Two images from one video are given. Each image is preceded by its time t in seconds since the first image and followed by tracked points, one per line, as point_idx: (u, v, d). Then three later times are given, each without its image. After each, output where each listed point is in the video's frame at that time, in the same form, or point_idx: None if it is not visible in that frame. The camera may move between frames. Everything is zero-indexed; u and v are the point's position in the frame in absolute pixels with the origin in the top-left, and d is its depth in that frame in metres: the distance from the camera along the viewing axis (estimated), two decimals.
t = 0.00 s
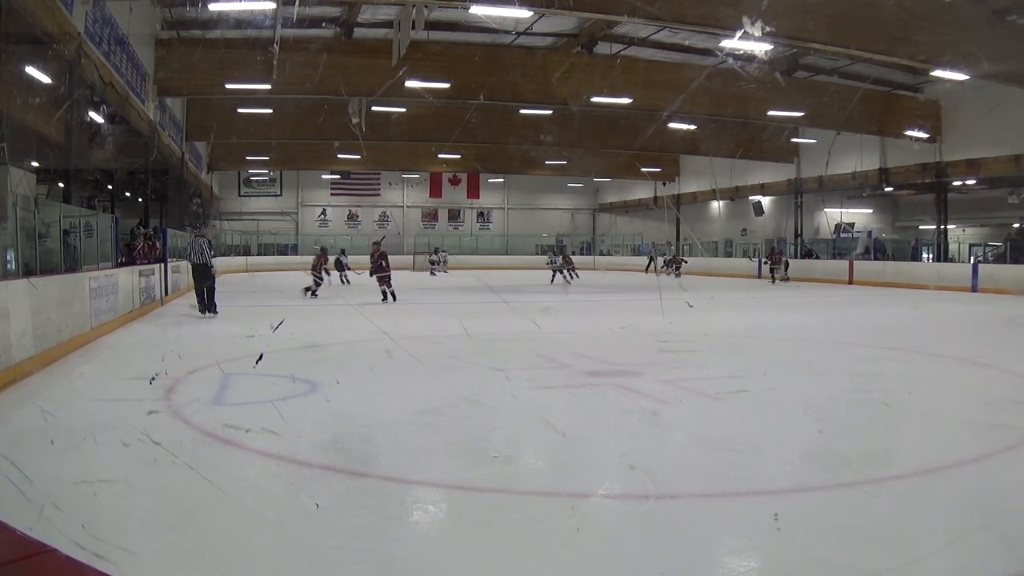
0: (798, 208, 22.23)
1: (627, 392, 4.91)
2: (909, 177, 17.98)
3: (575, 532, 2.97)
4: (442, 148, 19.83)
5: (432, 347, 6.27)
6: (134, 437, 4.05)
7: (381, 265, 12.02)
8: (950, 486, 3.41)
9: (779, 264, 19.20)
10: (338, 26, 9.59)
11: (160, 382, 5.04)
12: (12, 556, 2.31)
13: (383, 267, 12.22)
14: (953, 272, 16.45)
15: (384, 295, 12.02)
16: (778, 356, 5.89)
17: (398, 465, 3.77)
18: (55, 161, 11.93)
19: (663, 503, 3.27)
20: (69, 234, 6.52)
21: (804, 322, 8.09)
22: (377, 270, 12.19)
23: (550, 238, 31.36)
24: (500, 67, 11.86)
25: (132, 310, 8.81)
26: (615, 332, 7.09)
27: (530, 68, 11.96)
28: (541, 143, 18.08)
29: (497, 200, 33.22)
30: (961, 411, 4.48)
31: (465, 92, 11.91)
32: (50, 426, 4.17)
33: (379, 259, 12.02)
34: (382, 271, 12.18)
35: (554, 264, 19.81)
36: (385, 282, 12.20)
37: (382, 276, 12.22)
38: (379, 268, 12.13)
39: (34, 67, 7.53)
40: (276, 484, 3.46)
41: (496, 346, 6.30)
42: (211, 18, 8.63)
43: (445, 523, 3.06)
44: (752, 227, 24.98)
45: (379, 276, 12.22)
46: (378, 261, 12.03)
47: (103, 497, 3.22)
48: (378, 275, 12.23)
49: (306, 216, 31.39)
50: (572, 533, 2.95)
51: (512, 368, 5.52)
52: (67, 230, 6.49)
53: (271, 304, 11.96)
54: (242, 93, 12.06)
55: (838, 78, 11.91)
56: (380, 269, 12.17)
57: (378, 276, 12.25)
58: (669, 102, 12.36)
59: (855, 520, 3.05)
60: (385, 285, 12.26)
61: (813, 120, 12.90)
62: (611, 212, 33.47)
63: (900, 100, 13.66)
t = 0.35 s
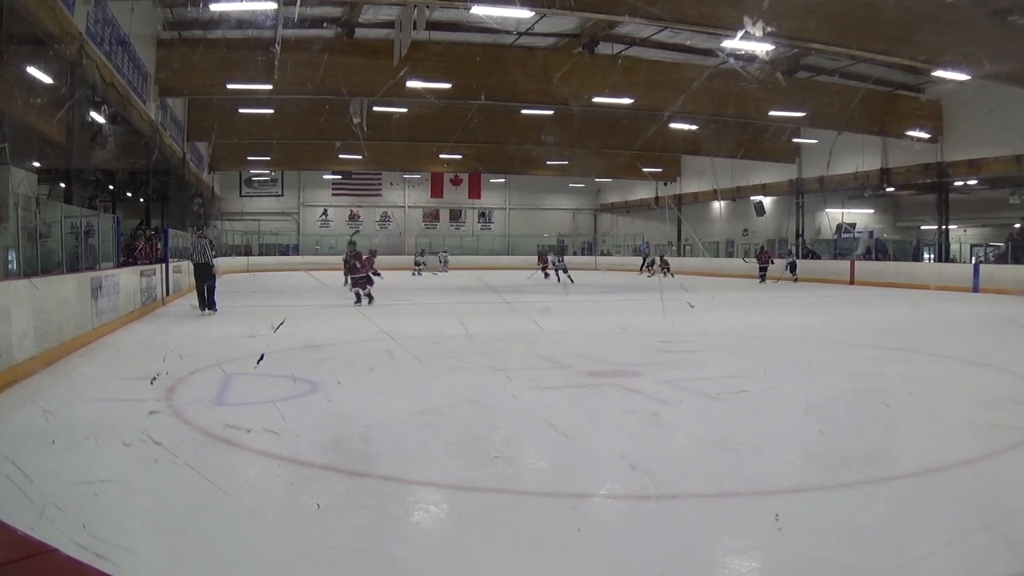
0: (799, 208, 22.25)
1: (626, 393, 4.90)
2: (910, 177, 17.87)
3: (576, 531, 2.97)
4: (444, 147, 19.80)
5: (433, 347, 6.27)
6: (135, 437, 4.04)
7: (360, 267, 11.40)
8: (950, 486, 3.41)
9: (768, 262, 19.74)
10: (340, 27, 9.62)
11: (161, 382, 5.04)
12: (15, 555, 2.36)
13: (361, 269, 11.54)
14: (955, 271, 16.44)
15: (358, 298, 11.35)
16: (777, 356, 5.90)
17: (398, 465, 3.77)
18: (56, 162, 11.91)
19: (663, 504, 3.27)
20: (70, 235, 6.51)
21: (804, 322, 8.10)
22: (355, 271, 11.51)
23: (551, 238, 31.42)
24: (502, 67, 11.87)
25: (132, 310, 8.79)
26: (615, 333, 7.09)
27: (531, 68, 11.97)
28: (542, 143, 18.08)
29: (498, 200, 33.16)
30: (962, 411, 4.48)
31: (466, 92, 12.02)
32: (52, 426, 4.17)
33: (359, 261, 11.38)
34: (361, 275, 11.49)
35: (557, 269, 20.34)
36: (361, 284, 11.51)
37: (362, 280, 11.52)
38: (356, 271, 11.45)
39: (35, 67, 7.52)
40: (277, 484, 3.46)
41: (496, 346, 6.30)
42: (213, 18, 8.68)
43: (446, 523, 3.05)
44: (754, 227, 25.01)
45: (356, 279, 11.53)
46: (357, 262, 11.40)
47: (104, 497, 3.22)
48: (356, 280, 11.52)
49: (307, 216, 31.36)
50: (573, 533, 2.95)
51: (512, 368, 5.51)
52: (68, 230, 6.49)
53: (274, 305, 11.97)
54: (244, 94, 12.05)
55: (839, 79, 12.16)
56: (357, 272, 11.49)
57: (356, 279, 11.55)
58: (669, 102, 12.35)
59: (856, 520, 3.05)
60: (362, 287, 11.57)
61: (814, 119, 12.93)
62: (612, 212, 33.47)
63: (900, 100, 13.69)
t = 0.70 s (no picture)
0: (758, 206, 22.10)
1: (587, 391, 4.89)
2: (870, 175, 17.83)
3: (539, 529, 2.97)
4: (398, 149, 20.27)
5: (395, 346, 6.24)
6: (96, 438, 4.01)
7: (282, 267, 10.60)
8: (909, 481, 3.44)
9: (714, 260, 20.33)
10: (300, 26, 9.73)
11: (123, 383, 5.01)
12: None
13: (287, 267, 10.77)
14: (915, 269, 16.45)
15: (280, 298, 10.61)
16: (739, 354, 5.92)
17: (360, 465, 3.75)
18: (16, 160, 11.87)
19: (625, 502, 3.27)
20: (29, 234, 6.45)
21: (768, 320, 8.13)
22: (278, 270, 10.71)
23: (510, 237, 31.37)
24: (461, 66, 11.81)
25: (93, 310, 8.77)
26: (576, 331, 7.09)
27: (492, 69, 12.00)
28: (506, 142, 18.01)
29: (457, 199, 33.04)
30: (921, 406, 4.52)
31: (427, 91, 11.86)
32: (10, 428, 4.11)
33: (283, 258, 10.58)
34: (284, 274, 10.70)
35: (505, 271, 20.96)
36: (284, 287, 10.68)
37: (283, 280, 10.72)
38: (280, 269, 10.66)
39: None
40: (240, 485, 3.44)
41: (456, 345, 6.29)
42: (174, 16, 8.92)
43: (408, 522, 3.04)
44: (713, 225, 24.81)
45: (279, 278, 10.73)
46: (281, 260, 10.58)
47: (64, 501, 3.18)
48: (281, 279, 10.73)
49: (264, 216, 31.07)
50: (536, 530, 2.95)
51: (476, 368, 5.49)
52: (27, 230, 6.43)
53: (222, 304, 11.85)
54: (206, 91, 11.92)
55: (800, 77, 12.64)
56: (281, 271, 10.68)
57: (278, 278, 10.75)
58: (632, 100, 12.65)
59: (817, 516, 3.06)
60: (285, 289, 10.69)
61: (776, 117, 13.41)
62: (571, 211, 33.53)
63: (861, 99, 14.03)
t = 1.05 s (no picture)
0: (747, 206, 22.29)
1: (575, 392, 4.88)
2: (858, 175, 17.95)
3: (529, 529, 2.98)
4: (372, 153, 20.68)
5: (384, 346, 6.23)
6: (86, 439, 3.99)
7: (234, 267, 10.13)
8: (898, 480, 3.45)
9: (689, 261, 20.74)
10: (288, 26, 9.85)
11: (112, 384, 5.00)
12: None
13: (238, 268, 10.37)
14: (904, 268, 16.53)
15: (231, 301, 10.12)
16: (729, 353, 5.92)
17: (350, 465, 3.75)
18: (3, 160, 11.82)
19: (615, 501, 3.28)
20: (17, 235, 6.44)
21: (757, 319, 8.13)
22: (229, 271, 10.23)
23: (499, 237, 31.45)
24: (450, 66, 11.76)
25: (82, 310, 8.81)
26: (566, 331, 7.08)
27: (481, 69, 11.96)
28: (494, 142, 17.94)
29: (446, 199, 32.96)
30: (911, 405, 4.53)
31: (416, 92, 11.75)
32: None
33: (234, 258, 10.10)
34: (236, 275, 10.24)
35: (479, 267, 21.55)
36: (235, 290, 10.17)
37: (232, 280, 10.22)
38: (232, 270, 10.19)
39: None
40: (230, 486, 3.44)
41: (445, 345, 6.29)
42: (162, 17, 9.03)
43: (397, 523, 3.04)
44: (701, 225, 24.97)
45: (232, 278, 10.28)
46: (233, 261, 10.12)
47: (54, 502, 3.17)
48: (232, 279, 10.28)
49: (253, 216, 30.99)
50: (526, 530, 2.96)
51: (466, 368, 5.47)
52: (16, 230, 6.42)
53: (205, 305, 11.80)
54: (194, 91, 11.89)
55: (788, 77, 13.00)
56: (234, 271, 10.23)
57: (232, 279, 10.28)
58: (621, 100, 12.68)
59: (807, 515, 3.07)
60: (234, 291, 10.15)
61: (765, 118, 13.63)
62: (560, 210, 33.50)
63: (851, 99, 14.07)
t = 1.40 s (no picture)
0: (748, 206, 22.36)
1: (576, 391, 4.89)
2: (859, 175, 17.90)
3: (531, 529, 2.97)
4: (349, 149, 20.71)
5: (385, 346, 6.24)
6: (87, 439, 3.99)
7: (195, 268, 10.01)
8: (900, 481, 3.44)
9: (668, 260, 21.14)
10: (290, 25, 9.85)
11: (114, 384, 5.00)
12: None
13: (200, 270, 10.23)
14: (905, 269, 16.53)
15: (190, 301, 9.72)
16: (730, 353, 5.93)
17: (351, 465, 3.75)
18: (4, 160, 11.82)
19: (617, 501, 3.28)
20: (19, 235, 6.44)
21: (759, 319, 8.13)
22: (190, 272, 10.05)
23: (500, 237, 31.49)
24: (450, 66, 11.78)
25: (83, 310, 8.81)
26: (567, 330, 7.10)
27: (482, 69, 11.96)
28: (495, 142, 17.94)
29: (447, 199, 32.95)
30: (911, 405, 4.53)
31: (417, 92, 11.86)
32: None
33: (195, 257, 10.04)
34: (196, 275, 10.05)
35: (469, 266, 21.78)
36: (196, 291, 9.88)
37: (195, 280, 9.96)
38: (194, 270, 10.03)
39: None
40: (232, 486, 3.43)
41: (446, 345, 6.30)
42: (164, 17, 9.01)
43: (398, 523, 3.04)
44: (702, 224, 25.06)
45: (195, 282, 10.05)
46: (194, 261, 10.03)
47: (55, 502, 3.17)
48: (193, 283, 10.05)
49: (255, 216, 30.97)
50: (527, 531, 2.95)
51: (466, 368, 5.47)
52: (17, 230, 6.41)
53: (206, 305, 11.83)
54: (196, 91, 11.91)
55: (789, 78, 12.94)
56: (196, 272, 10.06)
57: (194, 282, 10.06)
58: (622, 100, 12.68)
59: (808, 516, 3.06)
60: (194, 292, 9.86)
61: (766, 117, 13.65)
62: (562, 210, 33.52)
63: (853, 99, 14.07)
